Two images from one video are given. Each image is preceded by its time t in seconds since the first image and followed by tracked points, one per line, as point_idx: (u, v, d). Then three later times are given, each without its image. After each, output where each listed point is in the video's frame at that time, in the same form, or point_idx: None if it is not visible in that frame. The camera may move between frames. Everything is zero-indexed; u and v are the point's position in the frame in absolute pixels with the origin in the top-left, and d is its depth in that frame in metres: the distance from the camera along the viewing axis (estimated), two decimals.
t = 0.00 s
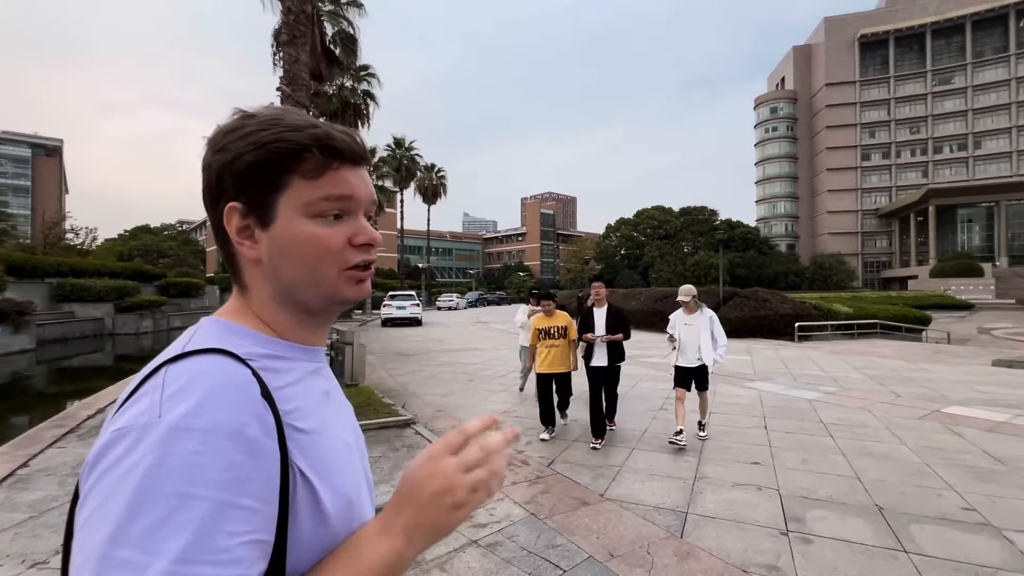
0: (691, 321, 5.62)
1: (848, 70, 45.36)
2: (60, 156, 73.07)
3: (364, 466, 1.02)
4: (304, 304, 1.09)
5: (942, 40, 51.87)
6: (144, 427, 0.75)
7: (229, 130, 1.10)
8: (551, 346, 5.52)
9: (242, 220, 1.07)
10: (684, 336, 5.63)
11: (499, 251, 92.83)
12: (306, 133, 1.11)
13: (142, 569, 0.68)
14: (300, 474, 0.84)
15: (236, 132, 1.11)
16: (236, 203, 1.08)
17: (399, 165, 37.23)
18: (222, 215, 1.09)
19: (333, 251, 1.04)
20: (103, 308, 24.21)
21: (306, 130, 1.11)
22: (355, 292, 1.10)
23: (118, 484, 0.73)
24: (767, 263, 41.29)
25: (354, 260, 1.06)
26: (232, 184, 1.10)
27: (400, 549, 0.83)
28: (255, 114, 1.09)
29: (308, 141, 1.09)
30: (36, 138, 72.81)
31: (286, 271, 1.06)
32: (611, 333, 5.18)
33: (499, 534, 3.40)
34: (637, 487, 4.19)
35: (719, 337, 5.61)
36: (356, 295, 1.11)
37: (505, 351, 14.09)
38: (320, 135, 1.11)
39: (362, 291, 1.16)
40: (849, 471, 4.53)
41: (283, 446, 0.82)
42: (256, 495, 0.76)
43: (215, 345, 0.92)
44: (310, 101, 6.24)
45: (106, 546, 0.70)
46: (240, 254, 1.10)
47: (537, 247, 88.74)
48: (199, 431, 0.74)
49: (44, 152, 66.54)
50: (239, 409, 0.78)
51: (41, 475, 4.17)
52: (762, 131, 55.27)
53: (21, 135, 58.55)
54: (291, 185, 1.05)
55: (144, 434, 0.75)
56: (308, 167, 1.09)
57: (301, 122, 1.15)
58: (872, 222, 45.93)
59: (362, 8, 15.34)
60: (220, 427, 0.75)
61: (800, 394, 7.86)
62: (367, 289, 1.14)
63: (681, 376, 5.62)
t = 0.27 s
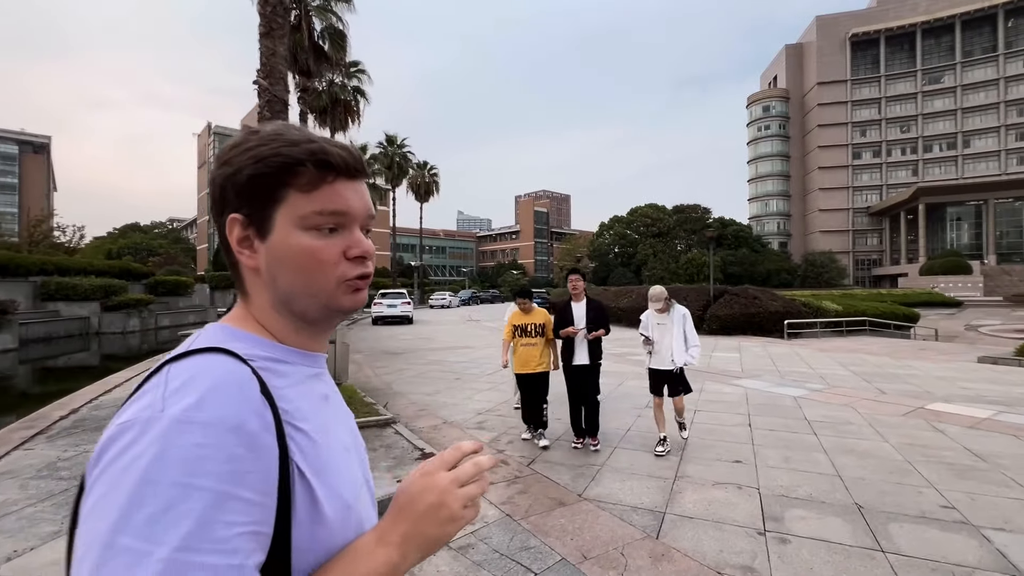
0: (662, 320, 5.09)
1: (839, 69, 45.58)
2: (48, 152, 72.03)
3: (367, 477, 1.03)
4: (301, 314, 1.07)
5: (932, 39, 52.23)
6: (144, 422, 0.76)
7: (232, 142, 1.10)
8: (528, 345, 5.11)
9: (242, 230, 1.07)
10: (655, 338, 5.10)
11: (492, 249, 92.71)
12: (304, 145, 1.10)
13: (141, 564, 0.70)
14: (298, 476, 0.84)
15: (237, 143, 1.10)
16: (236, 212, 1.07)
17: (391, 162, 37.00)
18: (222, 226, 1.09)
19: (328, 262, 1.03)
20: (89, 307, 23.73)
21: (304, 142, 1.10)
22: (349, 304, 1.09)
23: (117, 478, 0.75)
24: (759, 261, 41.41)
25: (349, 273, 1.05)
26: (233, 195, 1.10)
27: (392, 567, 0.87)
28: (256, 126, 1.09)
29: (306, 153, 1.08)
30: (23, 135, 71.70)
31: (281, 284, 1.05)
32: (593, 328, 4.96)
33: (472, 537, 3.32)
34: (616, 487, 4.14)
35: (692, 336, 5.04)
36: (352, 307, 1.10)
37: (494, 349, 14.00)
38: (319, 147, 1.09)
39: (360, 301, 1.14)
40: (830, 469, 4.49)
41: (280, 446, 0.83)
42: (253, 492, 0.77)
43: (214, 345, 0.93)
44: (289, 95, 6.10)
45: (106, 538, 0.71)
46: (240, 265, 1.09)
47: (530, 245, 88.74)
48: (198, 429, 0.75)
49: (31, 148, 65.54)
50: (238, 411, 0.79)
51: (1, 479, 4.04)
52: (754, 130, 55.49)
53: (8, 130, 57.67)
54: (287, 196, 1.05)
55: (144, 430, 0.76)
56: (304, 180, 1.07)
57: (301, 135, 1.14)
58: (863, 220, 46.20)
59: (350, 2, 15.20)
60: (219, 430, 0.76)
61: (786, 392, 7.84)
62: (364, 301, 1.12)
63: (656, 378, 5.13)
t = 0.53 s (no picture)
0: (630, 329, 4.80)
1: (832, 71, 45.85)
2: (39, 150, 71.16)
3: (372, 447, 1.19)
4: (314, 303, 1.22)
5: (923, 41, 52.56)
6: (187, 386, 0.90)
7: (256, 154, 1.25)
8: (501, 353, 4.72)
9: (263, 228, 1.21)
10: (622, 344, 4.73)
11: (488, 250, 92.63)
12: (318, 157, 1.25)
13: (188, 501, 0.83)
14: (313, 435, 0.99)
15: (257, 153, 1.26)
16: (257, 213, 1.21)
17: (384, 163, 36.87)
18: (245, 225, 1.24)
19: (339, 258, 1.18)
20: (76, 308, 23.28)
21: (318, 154, 1.25)
22: (355, 294, 1.25)
23: (164, 433, 0.88)
24: (752, 261, 41.51)
25: (358, 268, 1.21)
26: (254, 198, 1.24)
27: (393, 507, 1.00)
28: (275, 139, 1.23)
29: (320, 165, 1.23)
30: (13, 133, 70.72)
31: (297, 276, 1.20)
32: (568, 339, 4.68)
33: (439, 543, 3.26)
34: (591, 490, 4.09)
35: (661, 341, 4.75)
36: (356, 297, 1.25)
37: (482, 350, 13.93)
38: (330, 158, 1.25)
39: (361, 296, 1.30)
40: (808, 471, 4.45)
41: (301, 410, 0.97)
42: (278, 445, 0.90)
43: (235, 324, 1.07)
44: (265, 93, 6.03)
45: (157, 481, 0.83)
46: (259, 259, 1.23)
47: (525, 245, 88.72)
48: (233, 390, 0.89)
49: (21, 148, 64.75)
50: (264, 376, 0.94)
51: None
52: (748, 131, 55.68)
53: None
54: (303, 201, 1.20)
55: (184, 393, 0.90)
56: (319, 187, 1.22)
57: (313, 147, 1.29)
58: (855, 220, 46.40)
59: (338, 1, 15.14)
60: (250, 389, 0.91)
61: (770, 392, 7.83)
62: (366, 294, 1.28)
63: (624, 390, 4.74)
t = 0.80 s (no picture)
0: (592, 331, 4.54)
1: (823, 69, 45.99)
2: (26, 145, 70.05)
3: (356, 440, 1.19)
4: (306, 305, 1.23)
5: (914, 40, 52.79)
6: (190, 379, 0.90)
7: (254, 157, 1.26)
8: (468, 351, 4.61)
9: (260, 231, 1.21)
10: (584, 347, 4.47)
11: (482, 247, 92.45)
12: (317, 166, 1.26)
13: (187, 488, 0.83)
14: (306, 428, 1.00)
15: (257, 158, 1.26)
16: (255, 216, 1.21)
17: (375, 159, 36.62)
18: (242, 227, 1.23)
19: (334, 261, 1.20)
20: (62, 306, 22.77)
21: (316, 163, 1.27)
22: (347, 298, 1.27)
23: (164, 426, 0.87)
24: (745, 259, 41.66)
25: (352, 274, 1.23)
26: (251, 202, 1.24)
27: (384, 494, 1.03)
28: (274, 147, 1.24)
29: (319, 172, 1.25)
30: None
31: (292, 277, 1.21)
32: (533, 336, 4.47)
33: (406, 547, 3.20)
34: (565, 491, 4.03)
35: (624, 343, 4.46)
36: (347, 300, 1.26)
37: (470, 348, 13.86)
38: (328, 167, 1.27)
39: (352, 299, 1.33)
40: (785, 471, 4.43)
41: (295, 404, 0.99)
42: (276, 436, 0.93)
43: (234, 320, 1.07)
44: (240, 87, 5.91)
45: (161, 467, 0.84)
46: (254, 261, 1.24)
47: (518, 243, 88.58)
48: (236, 384, 0.90)
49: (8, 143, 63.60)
50: (264, 372, 0.95)
51: None
52: (741, 129, 55.81)
53: None
54: (302, 207, 1.21)
55: (187, 385, 0.90)
56: (319, 195, 1.23)
57: (311, 154, 1.30)
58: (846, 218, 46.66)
59: None
60: (250, 383, 0.92)
61: (755, 390, 7.82)
62: (358, 298, 1.31)
63: (584, 399, 4.40)
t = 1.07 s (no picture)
0: (547, 341, 4.29)
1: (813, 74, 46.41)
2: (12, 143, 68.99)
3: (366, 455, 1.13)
4: (325, 321, 1.15)
5: (902, 45, 53.38)
6: (226, 400, 0.85)
7: (275, 164, 1.16)
8: (427, 365, 4.31)
9: (281, 243, 1.10)
10: (541, 361, 4.23)
11: (475, 248, 92.32)
12: (343, 178, 1.18)
13: (235, 519, 0.79)
14: (329, 443, 0.98)
15: (281, 163, 1.17)
16: (275, 226, 1.11)
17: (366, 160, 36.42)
18: (262, 236, 1.12)
19: (359, 278, 1.12)
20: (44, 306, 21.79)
21: (343, 176, 1.18)
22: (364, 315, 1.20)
23: (204, 451, 0.82)
24: (736, 261, 41.82)
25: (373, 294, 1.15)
26: (271, 210, 1.13)
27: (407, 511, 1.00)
28: (300, 156, 1.15)
29: (346, 186, 1.15)
30: None
31: (312, 292, 1.12)
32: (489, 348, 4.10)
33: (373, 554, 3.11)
34: (541, 495, 3.95)
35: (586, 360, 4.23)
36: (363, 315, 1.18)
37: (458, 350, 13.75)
38: (354, 179, 1.18)
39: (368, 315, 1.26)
40: (764, 474, 4.38)
41: (320, 425, 0.96)
42: (310, 455, 0.90)
43: (265, 339, 1.02)
44: (216, 84, 5.80)
45: (204, 494, 0.79)
46: (271, 273, 1.13)
47: (511, 244, 88.52)
48: (276, 407, 0.86)
49: None
50: (298, 394, 0.91)
51: None
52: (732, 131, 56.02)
53: None
54: (328, 221, 1.11)
55: (227, 407, 0.84)
56: (345, 211, 1.15)
57: (336, 166, 1.21)
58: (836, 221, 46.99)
59: None
60: (289, 410, 0.87)
61: (740, 392, 7.80)
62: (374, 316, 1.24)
63: (541, 415, 4.17)
